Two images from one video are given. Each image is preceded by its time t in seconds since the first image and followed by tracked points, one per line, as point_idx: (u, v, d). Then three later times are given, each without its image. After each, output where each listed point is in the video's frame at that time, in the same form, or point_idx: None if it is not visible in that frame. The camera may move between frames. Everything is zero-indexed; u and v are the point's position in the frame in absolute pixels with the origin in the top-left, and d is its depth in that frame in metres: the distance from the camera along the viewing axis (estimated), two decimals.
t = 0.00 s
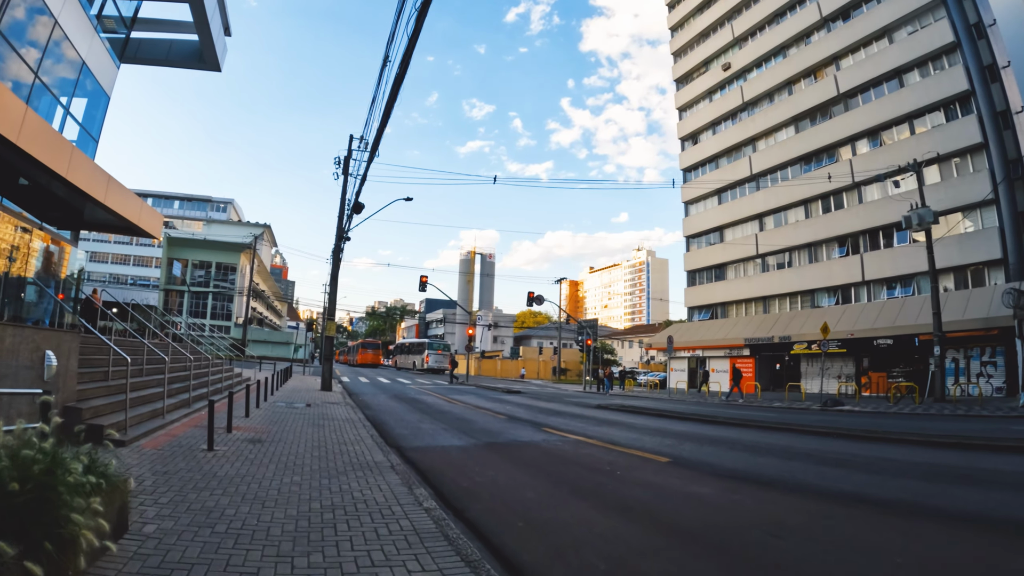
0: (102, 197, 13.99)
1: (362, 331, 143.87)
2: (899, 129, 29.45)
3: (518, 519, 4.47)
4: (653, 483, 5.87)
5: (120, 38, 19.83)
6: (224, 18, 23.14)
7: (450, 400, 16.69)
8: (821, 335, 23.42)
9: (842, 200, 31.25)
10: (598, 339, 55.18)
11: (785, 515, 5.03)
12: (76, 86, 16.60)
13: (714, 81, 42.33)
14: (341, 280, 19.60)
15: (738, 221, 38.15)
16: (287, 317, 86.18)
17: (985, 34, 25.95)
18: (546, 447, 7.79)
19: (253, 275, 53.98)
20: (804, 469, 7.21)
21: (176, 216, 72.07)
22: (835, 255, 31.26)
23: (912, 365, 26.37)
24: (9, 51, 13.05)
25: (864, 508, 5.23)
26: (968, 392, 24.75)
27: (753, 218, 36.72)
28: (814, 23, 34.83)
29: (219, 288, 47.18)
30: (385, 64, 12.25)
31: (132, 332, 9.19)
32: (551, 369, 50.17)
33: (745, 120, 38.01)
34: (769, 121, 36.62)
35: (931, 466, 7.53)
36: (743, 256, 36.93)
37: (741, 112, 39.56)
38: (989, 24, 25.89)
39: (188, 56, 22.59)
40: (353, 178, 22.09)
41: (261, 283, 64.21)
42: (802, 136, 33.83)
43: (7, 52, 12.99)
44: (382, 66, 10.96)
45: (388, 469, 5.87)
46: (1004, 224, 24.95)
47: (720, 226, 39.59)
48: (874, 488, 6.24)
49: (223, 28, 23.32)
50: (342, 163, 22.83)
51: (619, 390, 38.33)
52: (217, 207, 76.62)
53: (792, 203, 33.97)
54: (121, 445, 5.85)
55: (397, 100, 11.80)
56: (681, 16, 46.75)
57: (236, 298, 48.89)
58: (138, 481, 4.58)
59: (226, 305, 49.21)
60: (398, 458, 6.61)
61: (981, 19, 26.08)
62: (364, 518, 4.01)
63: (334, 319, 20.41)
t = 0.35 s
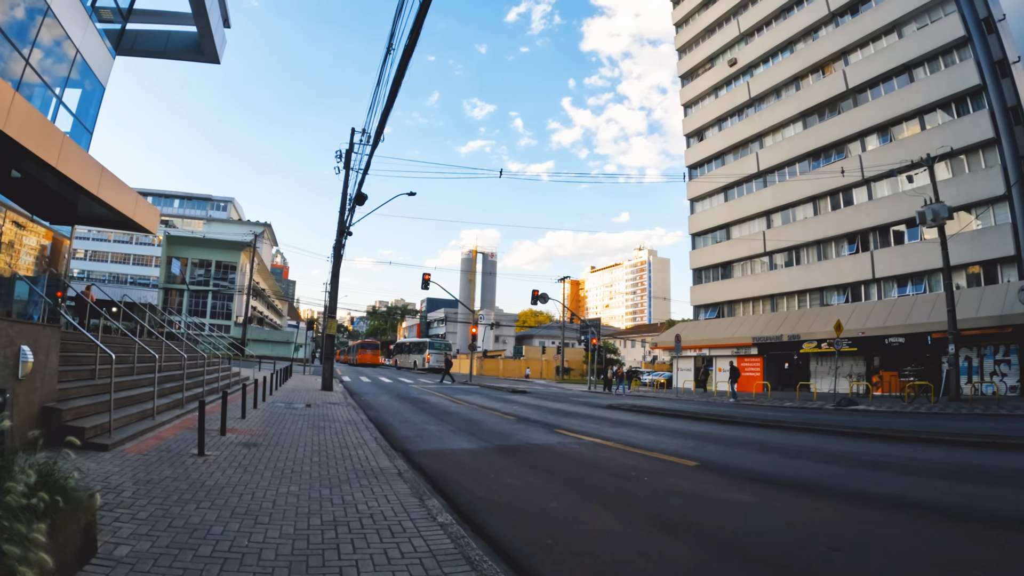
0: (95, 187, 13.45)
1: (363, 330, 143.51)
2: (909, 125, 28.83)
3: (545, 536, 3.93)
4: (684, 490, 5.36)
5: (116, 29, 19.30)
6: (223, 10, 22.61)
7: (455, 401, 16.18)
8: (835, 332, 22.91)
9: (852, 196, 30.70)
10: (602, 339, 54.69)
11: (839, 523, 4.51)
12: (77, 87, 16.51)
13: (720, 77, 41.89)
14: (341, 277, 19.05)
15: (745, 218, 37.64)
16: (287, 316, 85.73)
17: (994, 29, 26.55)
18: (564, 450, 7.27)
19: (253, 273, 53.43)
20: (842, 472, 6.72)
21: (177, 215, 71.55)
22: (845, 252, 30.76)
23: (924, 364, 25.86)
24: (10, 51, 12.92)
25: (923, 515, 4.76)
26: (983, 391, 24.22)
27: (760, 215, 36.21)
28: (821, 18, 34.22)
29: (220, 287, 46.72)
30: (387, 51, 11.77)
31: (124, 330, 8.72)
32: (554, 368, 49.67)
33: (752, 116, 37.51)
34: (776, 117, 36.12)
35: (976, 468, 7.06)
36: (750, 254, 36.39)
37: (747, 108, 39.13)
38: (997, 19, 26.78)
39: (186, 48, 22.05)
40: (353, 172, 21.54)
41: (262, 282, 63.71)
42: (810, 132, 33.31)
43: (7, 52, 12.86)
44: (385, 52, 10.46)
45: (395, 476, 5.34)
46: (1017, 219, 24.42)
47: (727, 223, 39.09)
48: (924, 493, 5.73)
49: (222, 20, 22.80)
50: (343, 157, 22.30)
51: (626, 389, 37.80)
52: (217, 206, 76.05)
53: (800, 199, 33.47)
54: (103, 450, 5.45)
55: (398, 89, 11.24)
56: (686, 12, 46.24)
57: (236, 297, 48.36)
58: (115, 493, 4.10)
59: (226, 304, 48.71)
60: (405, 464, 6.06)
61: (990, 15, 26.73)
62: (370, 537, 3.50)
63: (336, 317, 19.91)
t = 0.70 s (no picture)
0: (85, 181, 12.86)
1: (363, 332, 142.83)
2: (918, 121, 28.18)
3: (576, 562, 3.42)
4: (720, 503, 4.88)
5: (111, 21, 18.79)
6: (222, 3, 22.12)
7: (460, 403, 15.71)
8: (848, 332, 22.36)
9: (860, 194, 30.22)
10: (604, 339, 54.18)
11: (901, 539, 4.05)
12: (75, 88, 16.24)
13: (725, 74, 41.45)
14: (341, 276, 18.57)
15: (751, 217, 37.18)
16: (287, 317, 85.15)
17: (1004, 24, 25.31)
18: (581, 457, 6.81)
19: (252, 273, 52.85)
20: (882, 480, 6.28)
21: (177, 215, 71.00)
22: (853, 251, 30.29)
23: (934, 364, 25.38)
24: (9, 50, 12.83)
25: (988, 528, 4.31)
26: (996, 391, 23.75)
27: (766, 214, 35.74)
28: (828, 14, 33.69)
29: (219, 287, 46.20)
30: (387, 40, 11.27)
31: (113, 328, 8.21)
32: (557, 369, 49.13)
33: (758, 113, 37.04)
34: (782, 114, 35.65)
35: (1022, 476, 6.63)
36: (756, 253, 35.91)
37: (753, 106, 38.68)
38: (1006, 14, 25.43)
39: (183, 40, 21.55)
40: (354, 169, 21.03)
41: (261, 282, 63.17)
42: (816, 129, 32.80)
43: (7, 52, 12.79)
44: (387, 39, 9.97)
45: (401, 486, 4.85)
46: None
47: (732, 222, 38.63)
48: (978, 503, 5.29)
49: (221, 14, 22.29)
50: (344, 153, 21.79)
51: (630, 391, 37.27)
52: (217, 206, 75.35)
53: (807, 198, 33.01)
54: (82, 459, 5.00)
55: (401, 78, 10.74)
56: (690, 10, 45.79)
57: (235, 297, 47.81)
58: (84, 513, 3.61)
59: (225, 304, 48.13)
60: (411, 473, 5.57)
61: (999, 9, 25.50)
62: (375, 566, 3.00)
63: (335, 316, 19.42)
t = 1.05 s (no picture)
0: (75, 177, 12.36)
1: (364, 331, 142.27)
2: (929, 116, 27.48)
3: None
4: (765, 521, 4.43)
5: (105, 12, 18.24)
6: None
7: (466, 405, 15.22)
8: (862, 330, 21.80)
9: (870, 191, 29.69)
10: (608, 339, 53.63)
11: (979, 561, 3.62)
12: (72, 89, 15.81)
13: (730, 70, 40.91)
14: (342, 274, 18.05)
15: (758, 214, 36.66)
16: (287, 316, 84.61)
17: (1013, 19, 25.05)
18: (604, 466, 6.35)
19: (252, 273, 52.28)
20: (928, 488, 5.85)
21: (176, 214, 70.40)
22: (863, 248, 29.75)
23: (947, 363, 24.82)
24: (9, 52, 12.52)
25: None
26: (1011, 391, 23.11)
27: (773, 211, 35.24)
28: (836, 8, 33.07)
29: (218, 287, 45.63)
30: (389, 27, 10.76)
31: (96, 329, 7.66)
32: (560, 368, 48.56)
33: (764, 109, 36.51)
34: (789, 109, 35.04)
35: None
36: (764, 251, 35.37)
37: (759, 101, 38.16)
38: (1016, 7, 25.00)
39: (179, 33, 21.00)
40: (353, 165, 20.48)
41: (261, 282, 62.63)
42: (824, 124, 32.19)
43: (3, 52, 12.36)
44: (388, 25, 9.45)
45: (412, 503, 4.35)
46: None
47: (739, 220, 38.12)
48: None
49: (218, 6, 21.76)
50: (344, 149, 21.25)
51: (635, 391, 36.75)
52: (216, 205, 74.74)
53: (816, 194, 32.49)
54: (53, 474, 4.48)
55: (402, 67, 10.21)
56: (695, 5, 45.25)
57: (235, 297, 47.26)
58: (46, 544, 3.10)
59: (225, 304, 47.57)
60: (420, 488, 5.06)
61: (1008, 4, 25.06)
62: None
63: (335, 316, 18.90)
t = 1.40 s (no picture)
0: (64, 166, 11.83)
1: (364, 329, 141.73)
2: (940, 112, 26.90)
3: None
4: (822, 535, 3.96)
5: None
6: None
7: (472, 404, 14.73)
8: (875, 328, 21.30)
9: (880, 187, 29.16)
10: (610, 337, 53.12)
11: None
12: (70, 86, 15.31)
13: (737, 65, 40.32)
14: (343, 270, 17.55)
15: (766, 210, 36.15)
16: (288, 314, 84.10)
17: None
18: (631, 471, 5.87)
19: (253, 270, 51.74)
20: (983, 495, 5.38)
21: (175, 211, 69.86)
22: (873, 245, 29.22)
23: (960, 362, 24.28)
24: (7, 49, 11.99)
25: None
26: None
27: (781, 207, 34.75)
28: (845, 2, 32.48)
29: (217, 284, 45.08)
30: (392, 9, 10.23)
31: (79, 325, 7.15)
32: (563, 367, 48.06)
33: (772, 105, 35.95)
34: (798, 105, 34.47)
35: None
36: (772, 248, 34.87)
37: (767, 97, 37.60)
38: None
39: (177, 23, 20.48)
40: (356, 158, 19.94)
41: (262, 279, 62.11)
42: (833, 120, 31.65)
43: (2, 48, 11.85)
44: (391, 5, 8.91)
45: (424, 521, 3.84)
46: None
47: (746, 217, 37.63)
48: None
49: None
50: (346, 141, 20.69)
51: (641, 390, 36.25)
52: (216, 202, 74.22)
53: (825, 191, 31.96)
54: (24, 486, 4.00)
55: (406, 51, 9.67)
56: None
57: (234, 294, 46.75)
58: None
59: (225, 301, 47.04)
60: (432, 500, 4.56)
61: None
62: None
63: (337, 312, 18.39)
